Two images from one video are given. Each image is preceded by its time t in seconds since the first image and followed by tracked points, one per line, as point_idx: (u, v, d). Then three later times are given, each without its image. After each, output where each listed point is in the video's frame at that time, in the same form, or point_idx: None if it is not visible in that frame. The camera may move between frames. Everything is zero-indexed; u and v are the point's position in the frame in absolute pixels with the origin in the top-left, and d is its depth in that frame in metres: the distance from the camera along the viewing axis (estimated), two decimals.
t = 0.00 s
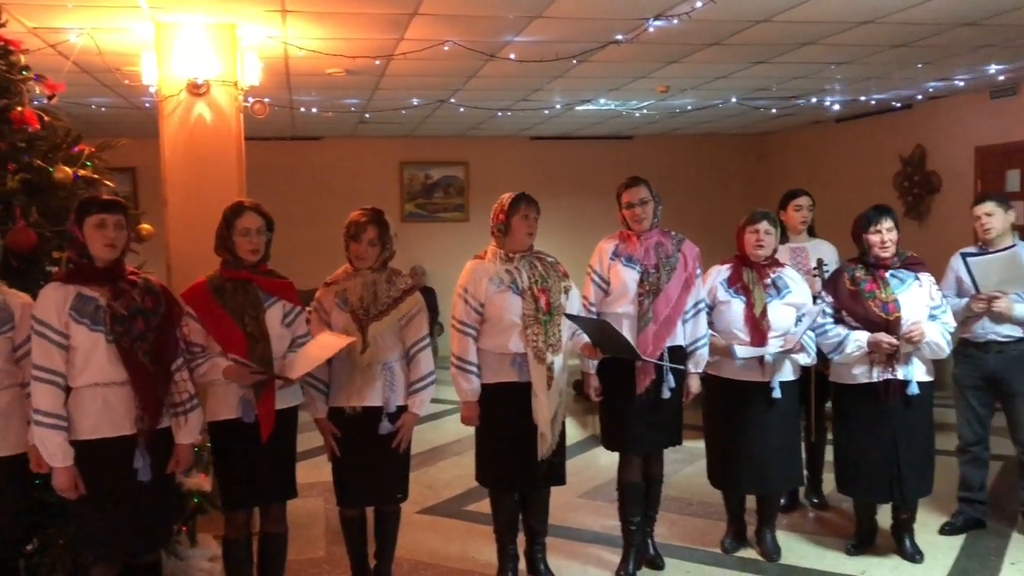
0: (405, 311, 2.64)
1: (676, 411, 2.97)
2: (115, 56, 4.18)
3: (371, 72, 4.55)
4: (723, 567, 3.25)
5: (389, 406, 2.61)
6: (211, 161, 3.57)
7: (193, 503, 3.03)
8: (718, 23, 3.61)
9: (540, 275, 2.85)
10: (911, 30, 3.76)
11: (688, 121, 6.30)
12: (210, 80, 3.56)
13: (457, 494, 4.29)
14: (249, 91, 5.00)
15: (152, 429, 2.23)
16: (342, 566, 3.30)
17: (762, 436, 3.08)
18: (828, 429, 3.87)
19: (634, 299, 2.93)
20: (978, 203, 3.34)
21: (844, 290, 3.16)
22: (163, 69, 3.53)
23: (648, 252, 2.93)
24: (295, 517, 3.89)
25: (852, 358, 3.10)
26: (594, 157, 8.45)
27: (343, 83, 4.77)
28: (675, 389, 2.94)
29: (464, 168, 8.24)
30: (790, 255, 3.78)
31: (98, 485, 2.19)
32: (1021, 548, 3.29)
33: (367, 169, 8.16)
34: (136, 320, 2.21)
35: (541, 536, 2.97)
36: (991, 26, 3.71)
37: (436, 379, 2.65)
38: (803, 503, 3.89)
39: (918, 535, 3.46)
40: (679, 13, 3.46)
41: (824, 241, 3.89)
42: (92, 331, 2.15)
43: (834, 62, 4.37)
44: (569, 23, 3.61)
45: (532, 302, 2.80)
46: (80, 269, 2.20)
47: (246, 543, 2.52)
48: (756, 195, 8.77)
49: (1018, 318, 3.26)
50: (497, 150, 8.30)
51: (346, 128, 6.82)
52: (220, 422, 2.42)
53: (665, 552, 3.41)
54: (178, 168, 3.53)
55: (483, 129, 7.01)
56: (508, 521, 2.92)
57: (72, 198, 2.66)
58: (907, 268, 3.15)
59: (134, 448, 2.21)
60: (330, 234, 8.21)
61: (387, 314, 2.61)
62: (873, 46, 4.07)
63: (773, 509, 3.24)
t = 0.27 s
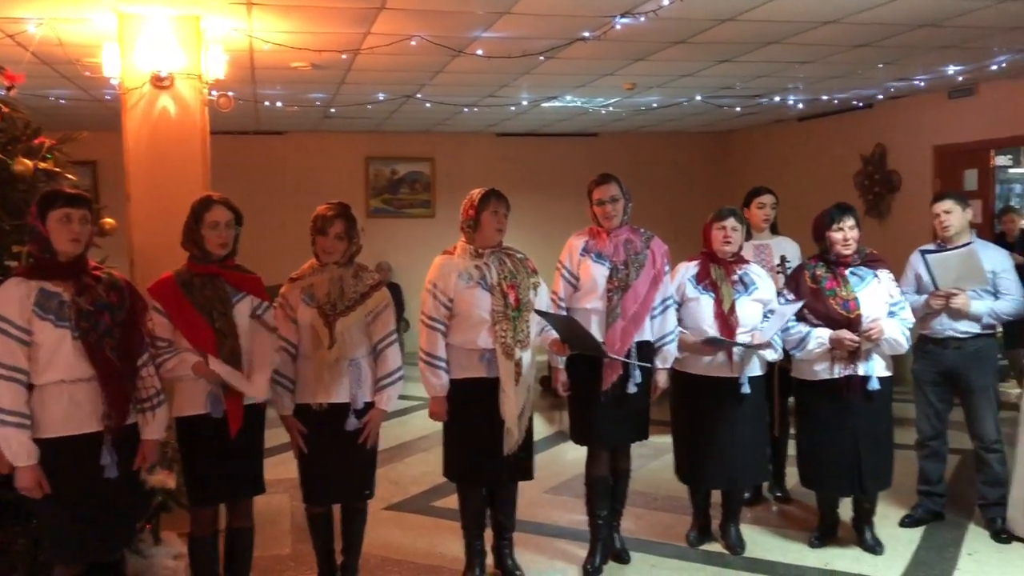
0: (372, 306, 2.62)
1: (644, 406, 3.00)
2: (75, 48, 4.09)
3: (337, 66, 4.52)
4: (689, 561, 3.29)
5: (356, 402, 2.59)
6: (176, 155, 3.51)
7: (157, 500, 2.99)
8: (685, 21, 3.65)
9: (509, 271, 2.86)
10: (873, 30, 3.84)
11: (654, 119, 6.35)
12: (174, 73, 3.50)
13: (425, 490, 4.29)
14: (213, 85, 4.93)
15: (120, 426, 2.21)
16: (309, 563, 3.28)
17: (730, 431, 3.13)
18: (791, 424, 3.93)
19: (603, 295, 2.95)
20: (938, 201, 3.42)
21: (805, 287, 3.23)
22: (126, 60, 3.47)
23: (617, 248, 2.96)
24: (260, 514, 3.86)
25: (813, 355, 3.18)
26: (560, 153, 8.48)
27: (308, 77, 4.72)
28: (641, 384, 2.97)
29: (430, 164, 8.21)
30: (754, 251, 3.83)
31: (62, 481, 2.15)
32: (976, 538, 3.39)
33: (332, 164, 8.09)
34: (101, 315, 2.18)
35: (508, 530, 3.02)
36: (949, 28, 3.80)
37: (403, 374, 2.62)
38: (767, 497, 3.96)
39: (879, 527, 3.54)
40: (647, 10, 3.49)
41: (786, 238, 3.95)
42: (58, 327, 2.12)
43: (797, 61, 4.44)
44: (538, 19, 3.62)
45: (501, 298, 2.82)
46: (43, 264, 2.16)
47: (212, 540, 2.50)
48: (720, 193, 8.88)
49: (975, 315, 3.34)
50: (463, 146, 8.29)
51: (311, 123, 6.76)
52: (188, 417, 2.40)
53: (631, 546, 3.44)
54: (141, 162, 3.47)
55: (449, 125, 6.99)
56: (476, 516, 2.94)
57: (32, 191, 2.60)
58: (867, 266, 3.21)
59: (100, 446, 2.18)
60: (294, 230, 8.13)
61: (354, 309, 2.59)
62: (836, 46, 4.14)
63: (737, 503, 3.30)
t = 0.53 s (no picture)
0: (335, 301, 2.60)
1: (606, 399, 3.02)
2: (28, 36, 3.99)
3: (300, 59, 4.47)
4: (652, 553, 3.33)
5: (316, 398, 2.57)
6: (135, 147, 3.44)
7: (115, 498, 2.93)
8: (649, 17, 3.67)
9: (475, 265, 2.85)
10: (832, 29, 3.90)
11: (617, 115, 6.39)
12: (133, 64, 3.43)
13: (388, 485, 4.27)
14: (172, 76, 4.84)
15: (82, 420, 2.23)
16: (271, 559, 3.25)
17: (694, 426, 3.17)
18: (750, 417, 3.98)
19: (568, 290, 2.96)
20: (895, 198, 3.50)
21: (766, 284, 3.29)
22: (82, 50, 3.40)
23: (582, 244, 2.98)
24: (221, 510, 3.81)
25: (774, 349, 3.24)
26: (523, 148, 8.48)
27: (269, 69, 4.65)
28: (603, 378, 2.99)
29: (393, 157, 8.16)
30: (715, 247, 3.88)
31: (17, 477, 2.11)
32: (931, 529, 3.48)
33: (294, 157, 7.99)
34: (62, 309, 2.21)
35: (472, 524, 3.03)
36: (906, 27, 3.88)
37: (366, 370, 2.61)
38: (728, 489, 4.02)
39: (838, 519, 3.61)
40: (611, 6, 3.51)
41: (746, 234, 4.01)
42: (17, 322, 2.13)
43: (758, 59, 4.50)
44: (503, 13, 3.62)
45: (467, 292, 2.81)
46: None
47: (172, 536, 2.46)
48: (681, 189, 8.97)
49: (930, 309, 3.44)
50: (426, 140, 8.25)
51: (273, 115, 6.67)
52: (148, 412, 2.35)
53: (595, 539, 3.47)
54: (100, 154, 3.40)
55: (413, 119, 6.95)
56: (441, 511, 2.93)
57: None
58: (824, 261, 3.28)
59: (63, 441, 2.21)
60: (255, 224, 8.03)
61: (315, 303, 2.56)
62: (796, 44, 4.21)
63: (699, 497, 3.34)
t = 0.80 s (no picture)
0: (296, 293, 2.56)
1: (569, 391, 3.04)
2: None
3: (260, 48, 4.40)
4: (614, 545, 3.36)
5: (277, 391, 2.54)
6: (91, 136, 3.36)
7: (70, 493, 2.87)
8: (612, 10, 3.69)
9: (439, 257, 2.84)
10: (792, 25, 3.96)
11: (580, 108, 6.41)
12: (89, 51, 3.34)
13: (350, 479, 4.24)
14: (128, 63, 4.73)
15: (41, 412, 2.23)
16: (232, 554, 3.21)
17: (656, 418, 3.21)
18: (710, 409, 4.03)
19: (532, 282, 2.97)
20: (852, 193, 3.58)
21: (728, 277, 3.32)
22: (35, 36, 3.30)
23: (547, 236, 2.99)
24: (179, 505, 3.75)
25: (736, 341, 3.27)
26: (486, 141, 8.47)
27: (228, 57, 4.57)
28: (566, 370, 3.00)
29: (354, 149, 8.08)
30: (676, 240, 3.92)
31: None
32: (886, 518, 3.56)
33: (253, 148, 7.88)
34: (19, 301, 2.19)
35: (435, 517, 3.03)
36: (864, 25, 3.95)
37: (328, 363, 2.58)
38: (688, 480, 4.07)
39: (796, 509, 3.68)
40: None
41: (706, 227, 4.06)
42: None
43: (720, 54, 4.54)
44: (467, 5, 3.60)
45: (431, 284, 2.80)
46: None
47: (130, 530, 2.42)
48: (643, 183, 9.03)
49: (887, 303, 3.52)
50: (388, 132, 8.19)
51: (232, 105, 6.56)
52: (103, 405, 2.32)
53: (558, 532, 3.49)
54: (54, 143, 3.31)
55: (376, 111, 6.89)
56: (404, 504, 2.93)
57: None
58: (785, 254, 3.35)
59: (21, 433, 2.21)
60: (213, 215, 7.89)
61: (276, 296, 2.52)
62: (757, 40, 4.26)
63: (662, 489, 3.39)
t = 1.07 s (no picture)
0: (260, 282, 2.53)
1: (534, 380, 3.07)
2: None
3: (222, 34, 4.32)
4: (578, 532, 3.39)
5: (242, 380, 2.51)
6: (47, 121, 3.28)
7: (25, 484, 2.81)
8: None
9: (404, 246, 2.83)
10: (756, 17, 4.00)
11: (545, 99, 6.41)
12: (45, 34, 3.27)
13: (313, 469, 4.22)
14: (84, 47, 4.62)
15: None
16: (193, 545, 3.18)
17: (620, 407, 3.23)
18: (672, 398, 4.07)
19: (499, 271, 2.97)
20: (813, 184, 3.65)
21: (692, 267, 3.38)
22: None
23: (513, 226, 2.98)
24: (139, 496, 3.69)
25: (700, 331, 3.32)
26: (451, 131, 8.43)
27: (187, 42, 4.48)
28: (531, 359, 3.03)
29: (317, 137, 7.99)
30: (639, 231, 3.95)
31: None
32: (844, 504, 3.64)
33: (213, 136, 7.75)
34: None
35: (400, 507, 3.03)
36: (826, 18, 4.00)
37: (293, 352, 2.57)
38: (651, 468, 4.11)
39: (757, 496, 3.74)
40: None
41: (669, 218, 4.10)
42: None
43: (684, 45, 4.57)
44: None
45: (397, 272, 2.79)
46: None
47: (89, 522, 2.39)
48: (607, 174, 9.07)
49: (846, 293, 3.58)
50: (352, 121, 8.11)
51: (192, 92, 6.44)
52: (60, 395, 2.29)
53: (522, 520, 3.51)
54: (8, 127, 3.23)
55: (340, 99, 6.82)
56: (368, 493, 2.94)
57: None
58: (747, 245, 3.39)
59: None
60: (172, 203, 7.76)
61: (240, 285, 2.49)
62: (721, 31, 4.29)
63: (625, 477, 3.44)
